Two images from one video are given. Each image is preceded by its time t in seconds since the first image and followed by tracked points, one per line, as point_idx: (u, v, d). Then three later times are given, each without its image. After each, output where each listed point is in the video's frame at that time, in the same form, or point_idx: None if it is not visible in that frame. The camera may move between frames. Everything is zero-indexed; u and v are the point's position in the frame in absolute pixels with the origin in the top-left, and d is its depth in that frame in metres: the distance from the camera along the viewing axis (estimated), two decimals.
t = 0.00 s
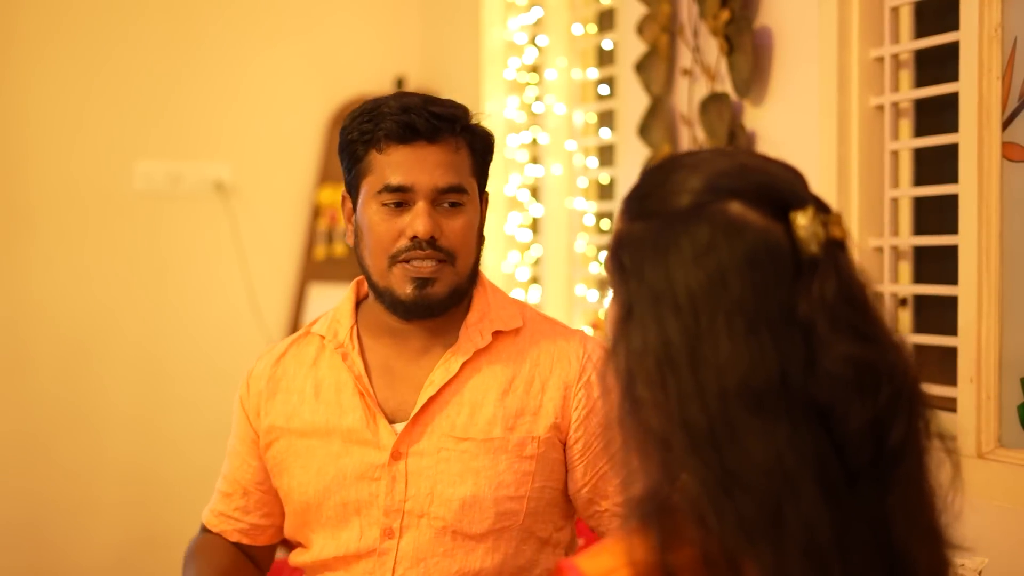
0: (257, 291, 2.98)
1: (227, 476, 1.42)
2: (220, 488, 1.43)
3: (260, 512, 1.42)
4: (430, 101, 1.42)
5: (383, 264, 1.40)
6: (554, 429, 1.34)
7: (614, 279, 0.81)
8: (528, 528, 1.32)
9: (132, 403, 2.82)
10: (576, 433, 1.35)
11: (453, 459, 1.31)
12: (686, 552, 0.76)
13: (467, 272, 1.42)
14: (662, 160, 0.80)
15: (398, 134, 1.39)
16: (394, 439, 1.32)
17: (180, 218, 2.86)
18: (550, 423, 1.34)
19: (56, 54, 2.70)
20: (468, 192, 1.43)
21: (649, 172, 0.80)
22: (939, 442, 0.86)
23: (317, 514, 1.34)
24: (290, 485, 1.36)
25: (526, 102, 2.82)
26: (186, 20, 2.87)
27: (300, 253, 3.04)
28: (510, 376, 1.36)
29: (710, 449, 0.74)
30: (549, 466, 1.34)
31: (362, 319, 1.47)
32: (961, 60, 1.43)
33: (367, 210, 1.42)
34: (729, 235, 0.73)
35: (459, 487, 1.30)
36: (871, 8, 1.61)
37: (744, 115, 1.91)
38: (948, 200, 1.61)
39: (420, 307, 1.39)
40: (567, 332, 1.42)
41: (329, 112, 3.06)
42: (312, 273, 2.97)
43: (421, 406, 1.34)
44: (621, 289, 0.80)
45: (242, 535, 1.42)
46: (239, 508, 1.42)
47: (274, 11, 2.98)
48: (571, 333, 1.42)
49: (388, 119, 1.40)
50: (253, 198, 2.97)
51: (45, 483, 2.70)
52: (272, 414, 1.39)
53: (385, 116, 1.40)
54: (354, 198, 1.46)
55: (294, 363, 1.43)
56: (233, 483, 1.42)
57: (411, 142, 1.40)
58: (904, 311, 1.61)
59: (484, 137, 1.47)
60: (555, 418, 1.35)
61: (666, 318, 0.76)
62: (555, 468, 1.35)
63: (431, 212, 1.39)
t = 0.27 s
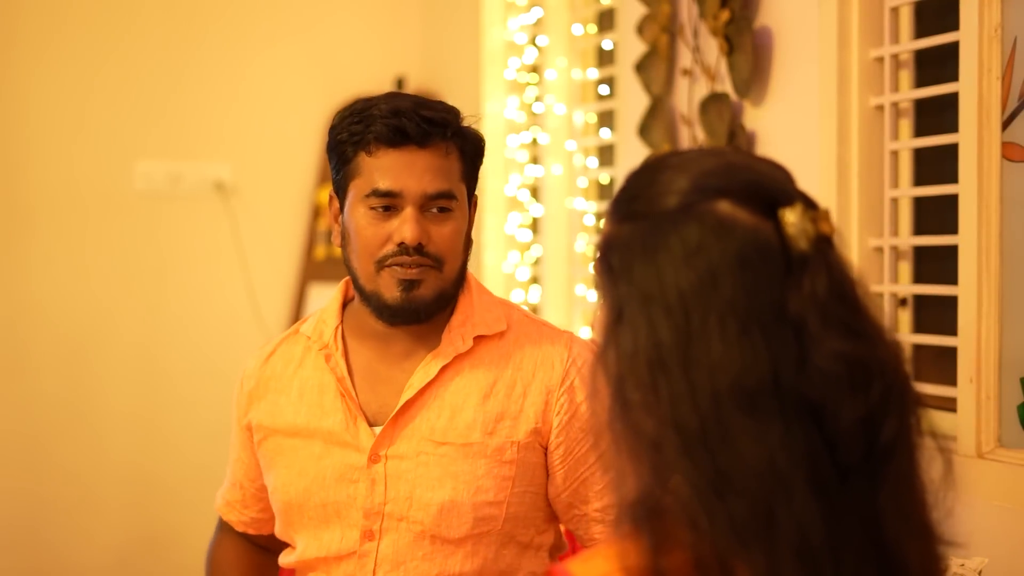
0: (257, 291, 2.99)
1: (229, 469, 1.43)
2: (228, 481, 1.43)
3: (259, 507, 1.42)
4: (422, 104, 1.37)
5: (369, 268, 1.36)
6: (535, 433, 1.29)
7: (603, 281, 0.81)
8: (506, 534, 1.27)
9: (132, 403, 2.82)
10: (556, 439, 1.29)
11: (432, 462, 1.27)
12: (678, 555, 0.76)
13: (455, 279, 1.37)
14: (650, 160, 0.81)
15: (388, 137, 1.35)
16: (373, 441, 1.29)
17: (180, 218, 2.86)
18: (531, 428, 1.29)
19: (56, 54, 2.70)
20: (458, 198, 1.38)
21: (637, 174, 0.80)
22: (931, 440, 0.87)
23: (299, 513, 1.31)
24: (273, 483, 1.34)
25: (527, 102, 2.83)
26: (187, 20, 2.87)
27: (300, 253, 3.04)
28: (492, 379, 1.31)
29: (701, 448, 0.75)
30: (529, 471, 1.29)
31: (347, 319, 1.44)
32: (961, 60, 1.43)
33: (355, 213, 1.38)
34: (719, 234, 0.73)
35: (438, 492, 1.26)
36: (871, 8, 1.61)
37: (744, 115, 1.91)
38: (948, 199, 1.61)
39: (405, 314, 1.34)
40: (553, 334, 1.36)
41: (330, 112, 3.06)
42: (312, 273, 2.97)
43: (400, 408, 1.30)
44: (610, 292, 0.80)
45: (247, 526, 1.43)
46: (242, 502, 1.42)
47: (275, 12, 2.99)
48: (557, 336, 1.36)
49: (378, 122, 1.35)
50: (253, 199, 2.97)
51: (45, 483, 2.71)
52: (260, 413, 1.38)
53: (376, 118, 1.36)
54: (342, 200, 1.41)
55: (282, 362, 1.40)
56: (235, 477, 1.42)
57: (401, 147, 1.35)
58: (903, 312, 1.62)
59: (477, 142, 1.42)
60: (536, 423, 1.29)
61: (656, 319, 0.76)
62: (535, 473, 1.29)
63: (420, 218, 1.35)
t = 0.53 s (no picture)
0: (257, 292, 2.99)
1: (230, 473, 1.42)
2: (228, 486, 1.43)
3: (262, 510, 1.42)
4: (427, 115, 1.34)
5: (367, 276, 1.36)
6: (526, 433, 1.28)
7: (601, 282, 0.81)
8: (498, 535, 1.26)
9: (132, 403, 2.82)
10: (546, 438, 1.28)
11: (423, 462, 1.27)
12: (677, 558, 0.76)
13: (453, 290, 1.37)
14: (647, 158, 0.81)
15: (392, 150, 1.33)
16: (366, 440, 1.29)
17: (180, 218, 2.86)
18: (522, 427, 1.28)
19: (57, 54, 2.70)
20: (460, 211, 1.36)
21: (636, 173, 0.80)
22: (928, 439, 0.87)
23: (294, 513, 1.32)
24: (269, 481, 1.34)
25: (527, 102, 2.83)
26: (187, 20, 2.88)
27: (301, 253, 3.04)
28: (484, 379, 1.31)
29: (698, 449, 0.74)
30: (521, 471, 1.28)
31: (346, 319, 1.44)
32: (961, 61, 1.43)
33: (356, 221, 1.37)
34: (716, 233, 0.73)
35: (428, 492, 1.26)
36: (871, 8, 1.61)
37: (744, 116, 1.91)
38: (948, 199, 1.61)
39: (402, 325, 1.34)
40: (547, 333, 1.35)
41: (330, 112, 3.06)
42: (312, 273, 2.97)
43: (393, 408, 1.30)
44: (608, 291, 0.80)
45: (251, 532, 1.43)
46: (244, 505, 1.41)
47: (275, 12, 2.99)
48: (550, 335, 1.35)
49: (382, 133, 1.33)
50: (253, 198, 2.97)
51: (46, 483, 2.71)
52: (258, 412, 1.38)
53: (379, 129, 1.33)
54: (344, 203, 1.40)
55: (281, 360, 1.41)
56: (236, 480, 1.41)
57: (404, 159, 1.33)
58: (903, 312, 1.62)
59: (481, 151, 1.39)
60: (527, 422, 1.29)
61: (653, 320, 0.76)
62: (526, 473, 1.28)
63: (421, 231, 1.34)
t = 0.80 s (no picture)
0: (257, 291, 2.98)
1: (233, 474, 1.42)
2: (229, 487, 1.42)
3: (265, 511, 1.42)
4: (432, 112, 1.34)
5: (374, 275, 1.35)
6: (539, 434, 1.29)
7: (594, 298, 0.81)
8: (510, 535, 1.27)
9: (132, 403, 2.82)
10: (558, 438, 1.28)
11: (436, 462, 1.27)
12: (676, 559, 0.76)
13: (460, 288, 1.36)
14: (637, 170, 0.81)
15: (397, 148, 1.32)
16: (379, 440, 1.29)
17: (180, 218, 2.86)
18: (534, 428, 1.29)
19: (56, 54, 2.70)
20: (467, 208, 1.36)
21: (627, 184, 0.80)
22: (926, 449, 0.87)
23: (303, 513, 1.31)
24: (277, 481, 1.33)
25: (526, 102, 2.83)
26: (187, 20, 2.87)
27: (301, 253, 3.04)
28: (497, 380, 1.31)
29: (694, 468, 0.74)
30: (534, 472, 1.28)
31: (355, 318, 1.43)
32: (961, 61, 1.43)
33: (362, 220, 1.36)
34: (707, 249, 0.73)
35: (441, 492, 1.26)
36: (871, 8, 1.61)
37: (744, 116, 1.91)
38: (948, 199, 1.61)
39: (409, 322, 1.34)
40: (558, 336, 1.36)
41: (329, 112, 3.06)
42: (313, 273, 2.97)
43: (406, 407, 1.30)
44: (601, 306, 0.80)
45: (251, 534, 1.42)
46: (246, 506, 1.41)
47: (274, 12, 2.99)
48: (561, 338, 1.36)
49: (387, 131, 1.33)
50: (253, 198, 2.97)
51: (46, 483, 2.71)
52: (266, 411, 1.37)
53: (384, 127, 1.33)
54: (351, 202, 1.40)
55: (289, 359, 1.40)
56: (239, 481, 1.41)
57: (410, 157, 1.33)
58: (903, 312, 1.62)
59: (487, 149, 1.39)
60: (539, 423, 1.29)
61: (646, 337, 0.76)
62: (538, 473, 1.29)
63: (427, 229, 1.33)
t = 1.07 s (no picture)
0: (257, 292, 2.98)
1: (238, 472, 1.41)
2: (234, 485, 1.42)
3: (270, 509, 1.41)
4: (439, 112, 1.34)
5: (382, 272, 1.34)
6: (545, 434, 1.29)
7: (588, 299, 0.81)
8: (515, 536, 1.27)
9: (132, 403, 2.82)
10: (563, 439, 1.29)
11: (442, 461, 1.27)
12: (672, 566, 0.77)
13: (468, 286, 1.36)
14: (627, 164, 0.80)
15: (403, 147, 1.33)
16: (385, 439, 1.29)
17: (180, 218, 2.86)
18: (540, 428, 1.29)
19: (57, 54, 2.70)
20: (474, 206, 1.36)
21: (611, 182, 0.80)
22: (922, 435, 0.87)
23: (308, 511, 1.31)
24: (283, 477, 1.33)
25: (526, 102, 2.83)
26: (187, 20, 2.87)
27: (301, 253, 3.03)
28: (503, 379, 1.31)
29: (693, 468, 0.75)
30: (539, 473, 1.28)
31: (364, 316, 1.43)
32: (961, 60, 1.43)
33: (369, 219, 1.36)
34: (705, 241, 0.73)
35: (447, 491, 1.27)
36: (871, 8, 1.61)
37: (744, 116, 1.91)
38: (948, 199, 1.61)
39: (418, 317, 1.34)
40: (564, 336, 1.36)
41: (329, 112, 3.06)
42: (313, 273, 2.97)
43: (412, 406, 1.30)
44: (596, 306, 0.80)
45: (257, 531, 1.42)
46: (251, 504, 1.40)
47: (274, 12, 2.99)
48: (567, 339, 1.36)
49: (393, 130, 1.33)
50: (253, 198, 2.97)
51: (46, 484, 2.70)
52: (272, 408, 1.37)
53: (391, 126, 1.33)
54: (358, 201, 1.39)
55: (297, 355, 1.41)
56: (244, 479, 1.40)
57: (416, 156, 1.33)
58: (903, 312, 1.62)
59: (494, 148, 1.39)
60: (545, 423, 1.29)
61: (643, 336, 0.76)
62: (544, 474, 1.29)
63: (433, 227, 1.33)
